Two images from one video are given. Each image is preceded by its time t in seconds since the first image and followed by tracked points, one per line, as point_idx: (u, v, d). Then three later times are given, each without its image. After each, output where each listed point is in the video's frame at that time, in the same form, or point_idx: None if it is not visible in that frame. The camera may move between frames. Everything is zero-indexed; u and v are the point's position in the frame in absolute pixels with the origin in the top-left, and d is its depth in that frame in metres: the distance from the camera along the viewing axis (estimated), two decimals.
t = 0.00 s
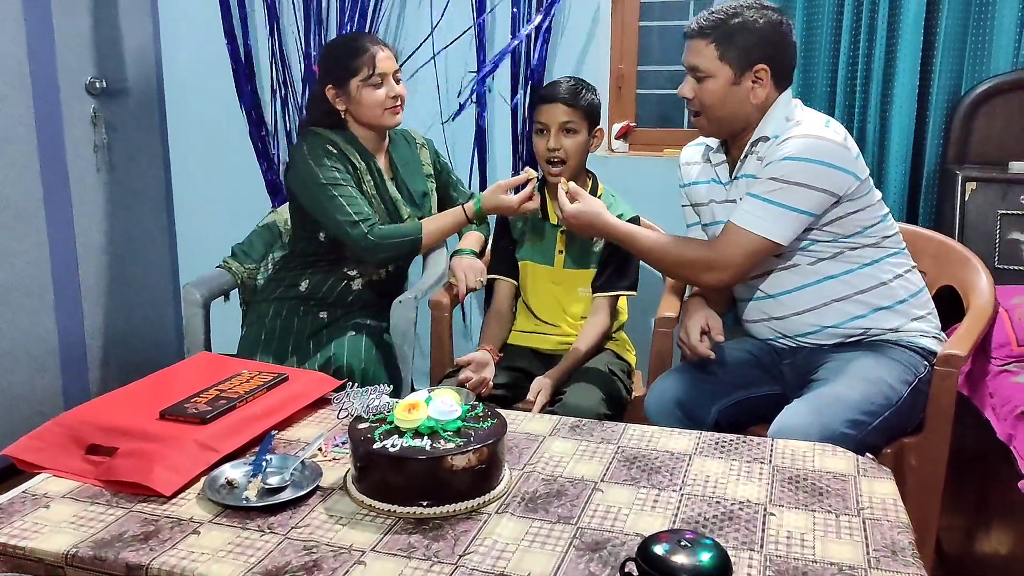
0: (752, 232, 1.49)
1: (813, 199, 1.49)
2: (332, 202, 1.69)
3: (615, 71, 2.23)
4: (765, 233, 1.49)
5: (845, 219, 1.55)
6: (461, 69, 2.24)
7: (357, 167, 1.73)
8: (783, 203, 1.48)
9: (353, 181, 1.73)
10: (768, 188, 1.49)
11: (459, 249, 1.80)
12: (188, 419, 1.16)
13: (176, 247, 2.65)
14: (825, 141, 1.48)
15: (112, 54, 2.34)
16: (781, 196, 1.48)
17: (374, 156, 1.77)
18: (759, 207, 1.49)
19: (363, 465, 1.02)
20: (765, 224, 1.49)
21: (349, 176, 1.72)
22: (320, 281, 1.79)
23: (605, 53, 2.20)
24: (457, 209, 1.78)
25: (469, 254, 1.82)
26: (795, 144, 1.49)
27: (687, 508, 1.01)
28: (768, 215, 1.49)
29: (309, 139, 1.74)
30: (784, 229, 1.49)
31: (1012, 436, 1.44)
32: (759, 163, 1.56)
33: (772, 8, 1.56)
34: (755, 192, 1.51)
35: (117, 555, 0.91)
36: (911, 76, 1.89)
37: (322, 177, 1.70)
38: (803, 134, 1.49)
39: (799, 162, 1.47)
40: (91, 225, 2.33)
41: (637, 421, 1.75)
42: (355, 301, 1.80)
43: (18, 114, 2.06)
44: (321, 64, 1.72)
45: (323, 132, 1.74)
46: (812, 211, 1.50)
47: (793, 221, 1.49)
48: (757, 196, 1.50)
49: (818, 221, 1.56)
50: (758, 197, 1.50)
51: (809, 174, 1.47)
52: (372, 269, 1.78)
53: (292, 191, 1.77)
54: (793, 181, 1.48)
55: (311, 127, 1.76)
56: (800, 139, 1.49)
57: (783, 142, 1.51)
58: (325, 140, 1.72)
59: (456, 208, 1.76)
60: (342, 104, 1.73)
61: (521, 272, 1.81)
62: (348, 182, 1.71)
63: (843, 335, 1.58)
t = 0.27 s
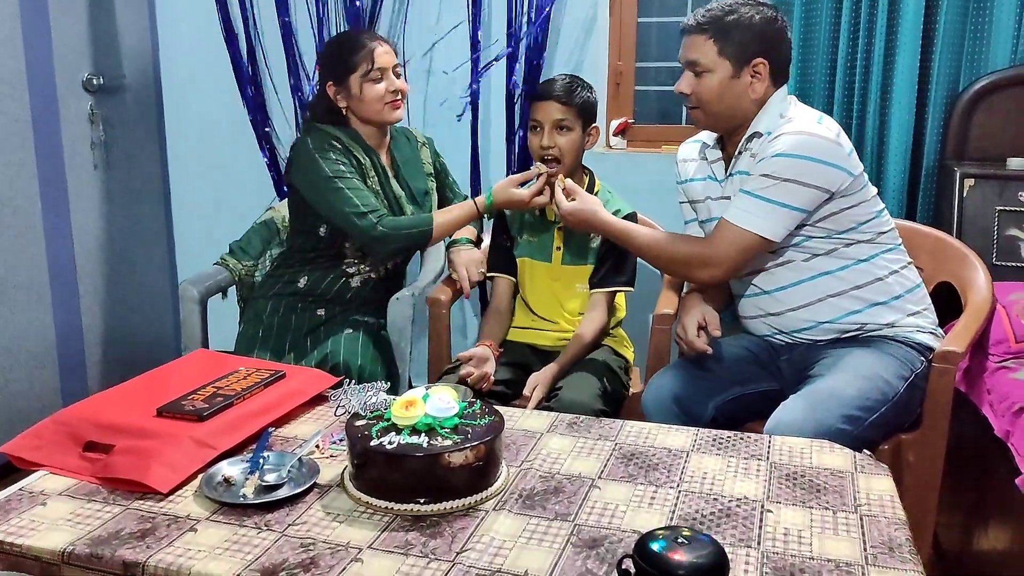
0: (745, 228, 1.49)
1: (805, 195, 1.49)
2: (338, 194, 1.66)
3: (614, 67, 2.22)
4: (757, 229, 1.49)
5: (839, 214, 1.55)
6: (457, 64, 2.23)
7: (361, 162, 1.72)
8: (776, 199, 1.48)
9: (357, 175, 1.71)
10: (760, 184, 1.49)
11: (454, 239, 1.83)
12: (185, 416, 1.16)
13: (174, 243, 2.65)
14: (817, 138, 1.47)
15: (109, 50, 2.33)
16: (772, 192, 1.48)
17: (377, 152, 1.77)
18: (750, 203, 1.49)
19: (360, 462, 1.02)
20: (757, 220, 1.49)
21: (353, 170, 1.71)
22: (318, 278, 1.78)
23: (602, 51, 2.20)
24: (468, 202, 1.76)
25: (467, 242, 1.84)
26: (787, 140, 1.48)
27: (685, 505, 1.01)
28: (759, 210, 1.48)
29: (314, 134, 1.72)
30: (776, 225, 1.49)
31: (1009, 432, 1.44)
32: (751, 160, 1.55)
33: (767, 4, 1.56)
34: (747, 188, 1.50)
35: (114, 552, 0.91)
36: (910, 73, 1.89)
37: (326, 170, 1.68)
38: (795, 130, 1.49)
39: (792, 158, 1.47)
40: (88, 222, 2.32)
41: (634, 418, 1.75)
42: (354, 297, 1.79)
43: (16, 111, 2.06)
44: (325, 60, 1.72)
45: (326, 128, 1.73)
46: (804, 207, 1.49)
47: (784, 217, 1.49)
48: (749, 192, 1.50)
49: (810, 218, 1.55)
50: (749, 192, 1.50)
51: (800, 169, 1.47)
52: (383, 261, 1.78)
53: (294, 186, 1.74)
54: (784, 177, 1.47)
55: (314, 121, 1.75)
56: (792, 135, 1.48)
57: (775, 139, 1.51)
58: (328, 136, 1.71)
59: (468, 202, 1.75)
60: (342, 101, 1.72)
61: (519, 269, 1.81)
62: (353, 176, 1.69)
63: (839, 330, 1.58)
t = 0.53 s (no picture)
0: (745, 224, 1.50)
1: (806, 192, 1.49)
2: (343, 191, 1.66)
3: (612, 64, 2.23)
4: (757, 226, 1.50)
5: (839, 211, 1.55)
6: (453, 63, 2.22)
7: (366, 160, 1.72)
8: (777, 196, 1.48)
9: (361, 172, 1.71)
10: (760, 181, 1.49)
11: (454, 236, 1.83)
12: (183, 414, 1.16)
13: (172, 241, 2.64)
14: (821, 134, 1.47)
15: (107, 47, 2.33)
16: (772, 189, 1.48)
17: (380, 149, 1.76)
18: (751, 200, 1.50)
19: (358, 459, 1.02)
20: (756, 217, 1.49)
21: (357, 167, 1.70)
22: (320, 274, 1.78)
23: (601, 49, 2.22)
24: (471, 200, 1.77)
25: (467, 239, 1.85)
26: (789, 137, 1.48)
27: (683, 502, 1.01)
28: (760, 207, 1.49)
29: (317, 130, 1.71)
30: (776, 222, 1.49)
31: (1008, 429, 1.44)
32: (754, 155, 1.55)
33: None
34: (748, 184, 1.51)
35: (111, 550, 0.90)
36: (909, 69, 1.89)
37: (331, 167, 1.67)
38: (798, 127, 1.49)
39: (794, 155, 1.47)
40: (86, 219, 2.32)
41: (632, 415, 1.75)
42: (355, 294, 1.79)
43: (13, 108, 2.05)
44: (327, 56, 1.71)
45: (329, 125, 1.72)
46: (804, 205, 1.50)
47: (784, 214, 1.49)
48: (751, 188, 1.50)
49: (812, 214, 1.55)
50: (750, 188, 1.50)
51: (801, 168, 1.47)
52: (387, 257, 1.79)
53: (297, 182, 1.74)
54: (786, 174, 1.47)
55: (315, 119, 1.74)
56: (794, 132, 1.48)
57: (778, 135, 1.51)
58: (331, 133, 1.70)
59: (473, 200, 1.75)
60: (348, 97, 1.72)
61: (519, 266, 1.81)
62: (357, 173, 1.69)
63: (837, 327, 1.58)
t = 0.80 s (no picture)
0: (759, 222, 1.50)
1: (822, 192, 1.48)
2: (342, 188, 1.65)
3: (613, 60, 2.22)
4: (771, 225, 1.49)
5: (858, 213, 1.54)
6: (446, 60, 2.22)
7: (364, 158, 1.71)
8: (794, 196, 1.48)
9: (360, 170, 1.70)
10: (778, 179, 1.49)
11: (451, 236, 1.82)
12: (178, 415, 1.15)
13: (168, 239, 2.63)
14: (841, 136, 1.47)
15: (102, 45, 2.31)
16: (789, 188, 1.48)
17: (378, 148, 1.75)
18: (765, 197, 1.50)
19: (355, 460, 1.01)
20: (769, 213, 1.49)
21: (356, 165, 1.69)
22: (316, 273, 1.76)
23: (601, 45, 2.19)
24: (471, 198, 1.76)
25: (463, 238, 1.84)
26: (808, 135, 1.48)
27: (683, 502, 1.01)
28: (773, 204, 1.49)
29: (315, 128, 1.70)
30: (789, 220, 1.49)
31: (1009, 428, 1.43)
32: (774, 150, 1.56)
33: None
34: (766, 182, 1.51)
35: (106, 551, 0.90)
36: (910, 66, 1.88)
37: (330, 164, 1.66)
38: (818, 125, 1.48)
39: (814, 156, 1.47)
40: (81, 218, 2.31)
41: (631, 414, 1.74)
42: (351, 293, 1.77)
43: (7, 105, 2.04)
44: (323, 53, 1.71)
45: (329, 123, 1.71)
46: (820, 205, 1.49)
47: (799, 213, 1.49)
48: (767, 185, 1.50)
49: (830, 214, 1.55)
50: (768, 187, 1.50)
51: (818, 167, 1.47)
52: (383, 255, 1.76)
53: (294, 181, 1.72)
54: (802, 172, 1.47)
55: (314, 117, 1.73)
56: (813, 130, 1.48)
57: (798, 134, 1.50)
58: (329, 131, 1.69)
59: (473, 198, 1.74)
60: (342, 95, 1.71)
61: (518, 264, 1.79)
62: (357, 171, 1.68)
63: (837, 326, 1.57)
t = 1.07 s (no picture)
0: (769, 223, 1.49)
1: (831, 198, 1.49)
2: (344, 188, 1.65)
3: (610, 62, 2.22)
4: (780, 227, 1.49)
5: (863, 217, 1.55)
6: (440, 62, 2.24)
7: (365, 158, 1.71)
8: (804, 199, 1.48)
9: (360, 170, 1.70)
10: (788, 181, 1.49)
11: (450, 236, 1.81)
12: (178, 415, 1.15)
13: (167, 240, 2.64)
14: (853, 141, 1.48)
15: (101, 46, 2.32)
16: (800, 191, 1.48)
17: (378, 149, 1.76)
18: (776, 199, 1.49)
19: (354, 460, 1.01)
20: (781, 216, 1.49)
21: (357, 165, 1.69)
22: (316, 273, 1.77)
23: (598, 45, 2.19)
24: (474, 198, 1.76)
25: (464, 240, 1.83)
26: (822, 139, 1.48)
27: (681, 501, 1.01)
28: (785, 207, 1.48)
29: (316, 129, 1.70)
30: (800, 224, 1.49)
31: (1006, 427, 1.44)
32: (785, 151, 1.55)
33: None
34: (775, 183, 1.51)
35: (106, 552, 0.90)
36: (907, 66, 1.89)
37: (331, 165, 1.66)
38: (831, 130, 1.48)
39: (827, 160, 1.47)
40: (81, 219, 2.31)
41: (630, 413, 1.74)
42: (351, 293, 1.77)
43: (7, 107, 2.04)
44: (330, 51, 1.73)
45: (330, 124, 1.71)
46: (829, 211, 1.49)
47: (810, 218, 1.49)
48: (777, 187, 1.50)
49: (838, 217, 1.55)
50: (777, 188, 1.50)
51: (831, 173, 1.47)
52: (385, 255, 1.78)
53: (295, 181, 1.73)
54: (815, 178, 1.47)
55: (314, 119, 1.73)
56: (825, 135, 1.48)
57: (811, 136, 1.50)
58: (328, 132, 1.69)
59: (475, 198, 1.74)
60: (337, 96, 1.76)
61: (518, 263, 1.80)
62: (358, 171, 1.68)
63: (834, 325, 1.58)
